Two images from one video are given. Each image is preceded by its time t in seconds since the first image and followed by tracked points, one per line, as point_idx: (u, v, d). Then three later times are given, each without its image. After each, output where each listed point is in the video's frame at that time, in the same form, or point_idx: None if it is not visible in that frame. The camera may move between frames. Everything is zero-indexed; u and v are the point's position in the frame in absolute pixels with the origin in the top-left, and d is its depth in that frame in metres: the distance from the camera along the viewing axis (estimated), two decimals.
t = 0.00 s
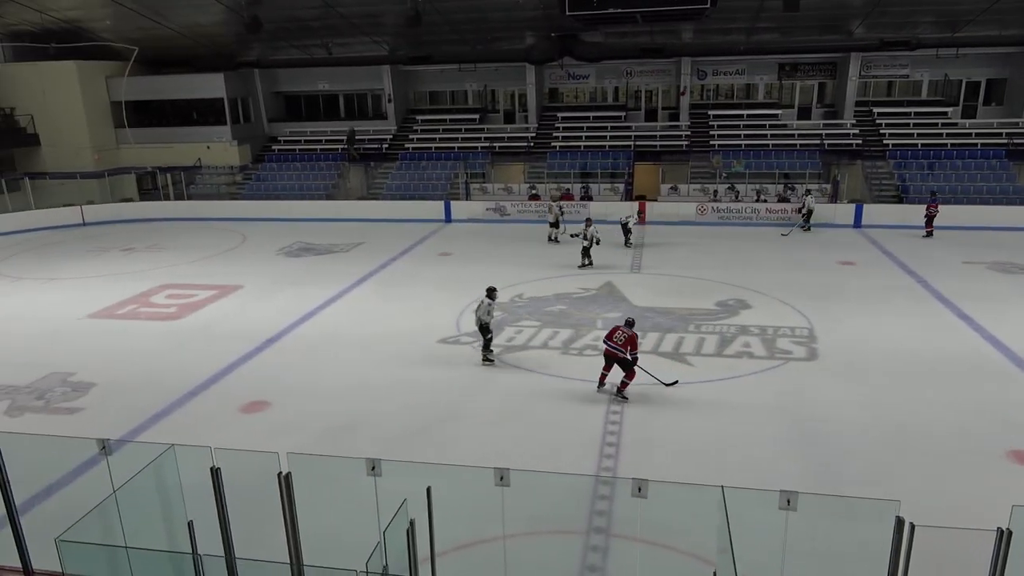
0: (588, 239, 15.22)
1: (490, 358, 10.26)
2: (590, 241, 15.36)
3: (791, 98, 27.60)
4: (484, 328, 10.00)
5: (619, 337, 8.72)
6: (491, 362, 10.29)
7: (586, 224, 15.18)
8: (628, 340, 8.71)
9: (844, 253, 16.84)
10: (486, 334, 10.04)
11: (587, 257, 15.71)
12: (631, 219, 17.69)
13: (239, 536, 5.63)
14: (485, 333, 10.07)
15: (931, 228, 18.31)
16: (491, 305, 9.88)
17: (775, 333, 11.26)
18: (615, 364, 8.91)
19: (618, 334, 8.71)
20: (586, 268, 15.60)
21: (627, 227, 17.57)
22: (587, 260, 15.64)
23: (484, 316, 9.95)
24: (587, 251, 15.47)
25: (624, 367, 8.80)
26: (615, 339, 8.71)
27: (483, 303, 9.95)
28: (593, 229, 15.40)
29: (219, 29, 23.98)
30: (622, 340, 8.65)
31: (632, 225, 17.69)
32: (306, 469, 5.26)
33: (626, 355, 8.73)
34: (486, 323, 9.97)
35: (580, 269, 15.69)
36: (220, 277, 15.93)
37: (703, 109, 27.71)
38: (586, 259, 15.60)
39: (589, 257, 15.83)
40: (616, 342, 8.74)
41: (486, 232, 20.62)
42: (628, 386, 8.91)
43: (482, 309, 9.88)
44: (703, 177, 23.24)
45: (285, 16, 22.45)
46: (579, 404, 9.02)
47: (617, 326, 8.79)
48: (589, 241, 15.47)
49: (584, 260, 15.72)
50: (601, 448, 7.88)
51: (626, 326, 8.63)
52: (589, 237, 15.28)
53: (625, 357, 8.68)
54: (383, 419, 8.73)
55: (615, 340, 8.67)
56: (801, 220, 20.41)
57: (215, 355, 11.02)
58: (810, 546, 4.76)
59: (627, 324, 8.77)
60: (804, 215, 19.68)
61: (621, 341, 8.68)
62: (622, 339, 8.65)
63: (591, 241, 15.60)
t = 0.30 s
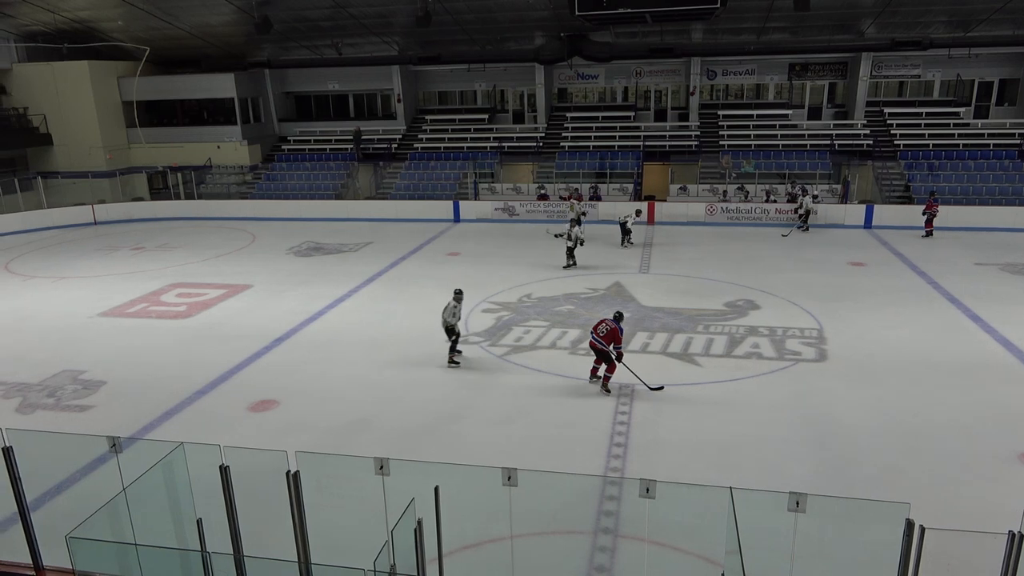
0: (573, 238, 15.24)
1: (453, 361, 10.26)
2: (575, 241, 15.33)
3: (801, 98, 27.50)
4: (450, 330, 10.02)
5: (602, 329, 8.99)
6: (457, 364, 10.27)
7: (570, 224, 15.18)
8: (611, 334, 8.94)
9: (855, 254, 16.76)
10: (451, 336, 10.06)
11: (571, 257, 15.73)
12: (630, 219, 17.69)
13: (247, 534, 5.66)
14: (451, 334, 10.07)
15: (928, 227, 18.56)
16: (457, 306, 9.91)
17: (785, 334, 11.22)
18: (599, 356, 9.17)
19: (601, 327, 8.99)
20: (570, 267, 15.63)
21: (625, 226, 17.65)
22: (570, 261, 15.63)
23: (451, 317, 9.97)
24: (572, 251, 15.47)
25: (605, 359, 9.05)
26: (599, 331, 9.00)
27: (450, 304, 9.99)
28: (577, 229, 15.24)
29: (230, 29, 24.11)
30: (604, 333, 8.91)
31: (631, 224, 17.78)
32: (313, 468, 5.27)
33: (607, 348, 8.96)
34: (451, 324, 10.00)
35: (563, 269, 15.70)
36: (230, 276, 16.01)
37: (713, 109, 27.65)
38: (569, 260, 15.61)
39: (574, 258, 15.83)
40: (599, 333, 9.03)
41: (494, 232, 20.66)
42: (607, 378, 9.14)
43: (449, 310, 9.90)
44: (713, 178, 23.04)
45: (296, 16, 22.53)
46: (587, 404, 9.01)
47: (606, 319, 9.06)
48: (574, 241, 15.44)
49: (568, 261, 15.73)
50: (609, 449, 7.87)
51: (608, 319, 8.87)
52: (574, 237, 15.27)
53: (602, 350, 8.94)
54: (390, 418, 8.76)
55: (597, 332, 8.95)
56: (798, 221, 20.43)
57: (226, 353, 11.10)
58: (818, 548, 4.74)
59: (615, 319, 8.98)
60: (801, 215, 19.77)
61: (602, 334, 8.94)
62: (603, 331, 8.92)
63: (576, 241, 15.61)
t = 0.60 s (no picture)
0: (552, 238, 15.16)
1: (416, 363, 10.26)
2: (557, 241, 15.25)
3: (809, 98, 27.40)
4: (412, 331, 10.02)
5: (590, 325, 9.08)
6: (419, 366, 10.25)
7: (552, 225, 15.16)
8: (599, 330, 9.03)
9: (862, 254, 16.69)
10: (414, 338, 10.05)
11: (553, 258, 15.61)
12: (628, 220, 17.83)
13: (253, 531, 5.67)
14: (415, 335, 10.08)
15: (923, 227, 18.66)
16: (422, 309, 9.90)
17: (791, 334, 11.19)
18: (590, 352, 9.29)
19: (590, 322, 9.08)
20: (554, 269, 15.50)
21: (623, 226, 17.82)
22: (553, 262, 15.51)
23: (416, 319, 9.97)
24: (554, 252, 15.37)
25: (594, 355, 9.18)
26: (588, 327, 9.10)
27: (415, 306, 9.99)
28: (559, 231, 15.19)
29: (237, 29, 24.18)
30: (591, 329, 9.01)
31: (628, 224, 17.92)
32: (319, 466, 5.28)
33: (596, 344, 9.07)
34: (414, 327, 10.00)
35: (546, 271, 15.57)
36: (237, 275, 16.08)
37: (720, 109, 27.58)
38: (552, 261, 15.50)
39: (556, 259, 15.72)
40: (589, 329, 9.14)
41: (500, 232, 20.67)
42: (595, 372, 9.29)
43: (413, 312, 9.89)
44: (719, 177, 23.79)
45: (303, 16, 22.59)
46: (593, 404, 9.01)
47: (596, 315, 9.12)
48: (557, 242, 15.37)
49: (551, 262, 15.62)
50: (615, 449, 7.86)
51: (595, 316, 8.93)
52: (556, 238, 15.19)
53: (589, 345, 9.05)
54: (396, 417, 8.78)
55: (586, 328, 9.07)
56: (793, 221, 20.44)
57: (234, 352, 11.16)
58: (825, 549, 4.72)
59: (603, 315, 9.01)
60: (797, 215, 19.82)
61: (591, 331, 9.06)
62: (590, 327, 9.02)
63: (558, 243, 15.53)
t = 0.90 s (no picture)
0: (535, 239, 15.04)
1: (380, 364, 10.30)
2: (539, 243, 15.15)
3: (814, 98, 27.34)
4: (376, 333, 9.99)
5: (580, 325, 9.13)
6: (383, 367, 10.27)
7: (534, 226, 15.04)
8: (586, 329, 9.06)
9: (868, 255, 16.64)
10: (377, 339, 10.02)
11: (535, 259, 15.46)
12: (618, 219, 18.15)
13: (258, 530, 5.68)
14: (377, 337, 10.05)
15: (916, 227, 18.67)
16: (385, 309, 9.96)
17: (796, 335, 11.17)
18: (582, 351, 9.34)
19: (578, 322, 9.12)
20: (536, 271, 15.38)
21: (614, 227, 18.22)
22: (536, 265, 15.35)
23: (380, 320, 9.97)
24: (537, 254, 15.26)
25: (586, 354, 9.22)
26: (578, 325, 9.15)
27: (378, 308, 10.01)
28: (541, 234, 15.05)
29: (243, 29, 24.25)
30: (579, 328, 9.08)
31: (618, 225, 18.31)
32: (324, 466, 5.29)
33: (585, 343, 9.12)
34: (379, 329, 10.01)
35: (528, 272, 15.41)
36: (242, 275, 16.10)
37: (726, 109, 27.54)
38: (535, 263, 15.34)
39: (538, 261, 15.57)
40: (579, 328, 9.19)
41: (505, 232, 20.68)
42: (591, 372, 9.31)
43: (375, 313, 9.90)
44: (726, 178, 22.83)
45: (308, 16, 22.63)
46: (598, 404, 9.01)
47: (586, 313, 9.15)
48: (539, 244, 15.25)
49: (532, 264, 15.48)
50: (620, 449, 7.87)
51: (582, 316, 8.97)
52: (538, 239, 15.09)
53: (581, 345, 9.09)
54: (401, 416, 8.79)
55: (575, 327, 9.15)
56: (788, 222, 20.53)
57: (240, 351, 11.19)
58: (830, 550, 4.72)
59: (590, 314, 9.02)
60: (792, 216, 19.74)
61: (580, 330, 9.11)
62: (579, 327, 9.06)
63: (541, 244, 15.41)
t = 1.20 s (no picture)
0: (518, 241, 14.81)
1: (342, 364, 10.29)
2: (520, 245, 14.88)
3: (818, 98, 27.28)
4: (338, 333, 10.00)
5: (573, 328, 9.00)
6: (344, 367, 10.27)
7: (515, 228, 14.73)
8: (581, 332, 8.96)
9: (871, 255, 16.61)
10: (339, 339, 10.04)
11: (517, 261, 15.27)
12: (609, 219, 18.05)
13: (261, 530, 5.67)
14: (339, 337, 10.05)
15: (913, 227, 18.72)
16: (349, 311, 9.95)
17: (799, 335, 11.15)
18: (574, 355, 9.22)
19: (572, 326, 8.99)
20: (518, 274, 15.25)
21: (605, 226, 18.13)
22: (518, 267, 15.22)
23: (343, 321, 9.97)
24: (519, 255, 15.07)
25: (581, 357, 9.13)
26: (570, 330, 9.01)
27: (342, 309, 10.00)
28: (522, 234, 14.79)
29: (246, 29, 24.28)
30: (574, 332, 8.94)
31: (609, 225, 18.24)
32: (328, 465, 5.29)
33: (581, 346, 9.01)
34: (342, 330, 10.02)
35: (511, 274, 15.30)
36: (244, 275, 16.07)
37: (729, 109, 27.48)
38: (517, 265, 15.17)
39: (520, 262, 15.44)
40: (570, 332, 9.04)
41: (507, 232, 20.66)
42: (586, 374, 9.23)
43: (340, 314, 9.91)
44: (727, 178, 23.15)
45: (311, 16, 22.66)
46: (600, 405, 9.00)
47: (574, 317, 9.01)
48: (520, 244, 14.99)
49: (515, 265, 15.34)
50: (622, 449, 7.86)
51: (576, 320, 8.83)
52: (519, 241, 14.83)
53: (577, 349, 8.97)
54: (403, 416, 8.79)
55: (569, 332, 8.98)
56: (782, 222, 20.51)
57: (242, 350, 11.21)
58: (832, 550, 4.70)
59: (583, 317, 8.92)
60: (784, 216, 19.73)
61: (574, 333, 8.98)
62: (573, 331, 8.93)
63: (521, 244, 15.18)
